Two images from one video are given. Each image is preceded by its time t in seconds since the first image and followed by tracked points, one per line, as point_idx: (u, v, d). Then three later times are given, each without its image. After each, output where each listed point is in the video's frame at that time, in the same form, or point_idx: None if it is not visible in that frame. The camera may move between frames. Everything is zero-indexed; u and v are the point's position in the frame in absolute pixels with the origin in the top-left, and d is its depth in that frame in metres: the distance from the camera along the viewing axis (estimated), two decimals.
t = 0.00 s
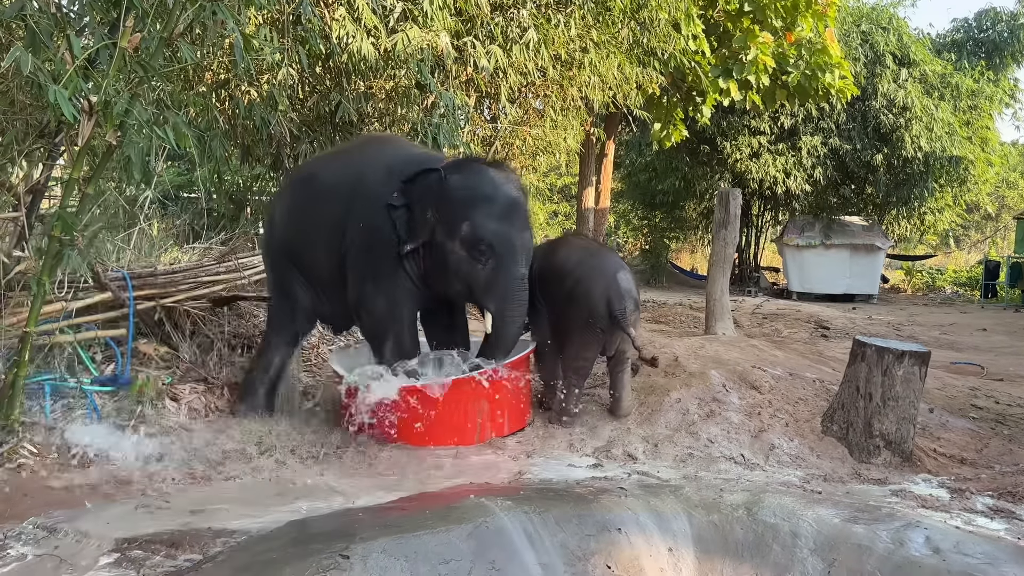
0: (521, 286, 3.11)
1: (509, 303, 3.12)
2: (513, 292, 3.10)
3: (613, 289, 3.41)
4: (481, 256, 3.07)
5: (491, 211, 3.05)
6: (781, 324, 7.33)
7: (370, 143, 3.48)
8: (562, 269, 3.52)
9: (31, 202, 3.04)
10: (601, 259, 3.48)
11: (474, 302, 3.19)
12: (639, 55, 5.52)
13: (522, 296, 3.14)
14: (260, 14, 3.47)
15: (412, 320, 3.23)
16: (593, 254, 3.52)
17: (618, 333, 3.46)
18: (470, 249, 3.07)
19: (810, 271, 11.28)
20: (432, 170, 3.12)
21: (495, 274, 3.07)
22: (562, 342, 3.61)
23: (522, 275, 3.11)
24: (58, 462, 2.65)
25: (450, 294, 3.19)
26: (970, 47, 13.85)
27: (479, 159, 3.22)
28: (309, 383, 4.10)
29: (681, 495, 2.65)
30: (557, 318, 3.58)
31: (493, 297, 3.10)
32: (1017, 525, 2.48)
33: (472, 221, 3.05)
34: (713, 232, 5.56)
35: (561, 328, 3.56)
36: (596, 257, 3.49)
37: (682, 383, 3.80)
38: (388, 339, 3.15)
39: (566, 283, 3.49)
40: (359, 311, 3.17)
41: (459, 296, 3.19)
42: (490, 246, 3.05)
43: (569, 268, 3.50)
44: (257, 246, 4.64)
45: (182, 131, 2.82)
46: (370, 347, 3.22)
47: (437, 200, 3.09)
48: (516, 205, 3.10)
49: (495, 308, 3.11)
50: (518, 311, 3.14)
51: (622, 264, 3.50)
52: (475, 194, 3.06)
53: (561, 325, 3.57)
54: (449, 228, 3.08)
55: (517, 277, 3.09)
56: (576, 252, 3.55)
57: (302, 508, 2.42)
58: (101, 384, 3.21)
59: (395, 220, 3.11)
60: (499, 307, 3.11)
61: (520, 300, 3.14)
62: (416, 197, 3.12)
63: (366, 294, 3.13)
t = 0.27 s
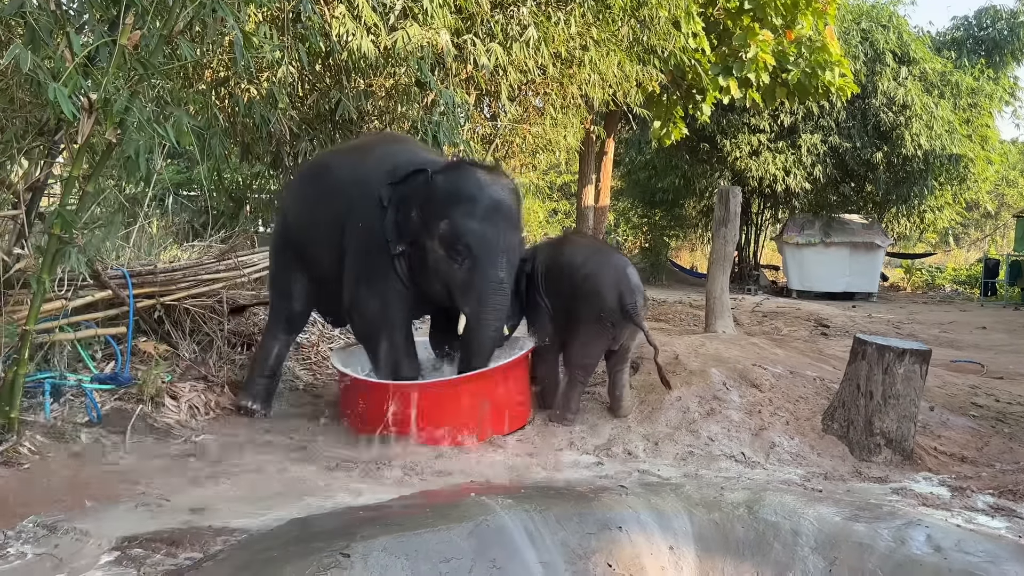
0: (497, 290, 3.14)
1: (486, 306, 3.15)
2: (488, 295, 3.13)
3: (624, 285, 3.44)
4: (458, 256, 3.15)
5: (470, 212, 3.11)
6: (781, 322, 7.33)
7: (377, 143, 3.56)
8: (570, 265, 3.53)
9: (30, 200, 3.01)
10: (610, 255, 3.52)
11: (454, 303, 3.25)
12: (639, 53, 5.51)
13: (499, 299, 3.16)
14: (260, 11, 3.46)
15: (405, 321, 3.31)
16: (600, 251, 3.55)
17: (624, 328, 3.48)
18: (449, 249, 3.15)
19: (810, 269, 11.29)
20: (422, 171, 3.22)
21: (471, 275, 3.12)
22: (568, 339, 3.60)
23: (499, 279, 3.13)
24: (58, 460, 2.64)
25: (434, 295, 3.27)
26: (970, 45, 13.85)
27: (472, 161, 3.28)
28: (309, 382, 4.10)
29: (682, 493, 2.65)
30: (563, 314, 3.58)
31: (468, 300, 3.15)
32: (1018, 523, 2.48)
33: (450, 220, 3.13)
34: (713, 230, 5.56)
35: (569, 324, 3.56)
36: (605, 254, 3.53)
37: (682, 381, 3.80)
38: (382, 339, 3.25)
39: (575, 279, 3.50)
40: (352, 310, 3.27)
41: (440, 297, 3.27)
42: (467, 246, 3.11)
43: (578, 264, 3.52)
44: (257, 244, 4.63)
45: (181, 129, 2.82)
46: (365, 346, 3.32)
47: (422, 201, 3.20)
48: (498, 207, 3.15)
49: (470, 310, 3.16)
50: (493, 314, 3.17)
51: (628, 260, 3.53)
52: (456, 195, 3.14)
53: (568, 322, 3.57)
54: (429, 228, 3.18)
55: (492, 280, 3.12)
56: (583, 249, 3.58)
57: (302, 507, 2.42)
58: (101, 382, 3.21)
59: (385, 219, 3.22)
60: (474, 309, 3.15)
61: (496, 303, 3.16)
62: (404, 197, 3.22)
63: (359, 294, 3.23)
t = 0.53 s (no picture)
0: (502, 308, 3.15)
1: (490, 323, 3.17)
2: (493, 313, 3.15)
3: (629, 284, 3.56)
4: (465, 274, 3.14)
5: (478, 230, 3.10)
6: (779, 320, 7.33)
7: (370, 145, 3.60)
8: (574, 263, 3.62)
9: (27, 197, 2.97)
10: (613, 254, 3.63)
11: (456, 318, 3.26)
12: (638, 50, 5.51)
13: (503, 316, 3.18)
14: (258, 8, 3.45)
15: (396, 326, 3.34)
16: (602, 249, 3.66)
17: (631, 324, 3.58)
18: (455, 266, 3.14)
19: (809, 267, 11.29)
20: (425, 188, 3.18)
21: (479, 293, 3.13)
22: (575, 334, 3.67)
23: (503, 297, 3.15)
24: (55, 457, 2.64)
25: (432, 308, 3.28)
26: (969, 43, 13.85)
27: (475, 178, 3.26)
28: (308, 380, 4.10)
29: (679, 491, 2.66)
30: (569, 311, 3.65)
31: (474, 318, 3.16)
32: (1015, 521, 2.48)
33: (459, 239, 3.11)
34: (711, 229, 5.56)
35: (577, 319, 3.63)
36: (609, 253, 3.64)
37: (680, 379, 3.80)
38: (372, 343, 3.28)
39: (582, 276, 3.57)
40: (342, 314, 3.32)
41: (443, 311, 3.28)
42: (476, 265, 3.10)
43: (583, 262, 3.60)
44: (255, 241, 4.62)
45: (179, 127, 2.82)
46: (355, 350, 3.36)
47: (427, 216, 3.17)
48: (505, 226, 3.14)
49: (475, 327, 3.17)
50: (498, 330, 3.19)
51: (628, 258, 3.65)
52: (463, 213, 3.12)
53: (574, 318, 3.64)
54: (436, 245, 3.16)
55: (498, 298, 3.14)
56: (586, 247, 3.68)
57: (299, 504, 2.42)
58: (99, 380, 3.24)
59: (386, 231, 3.17)
60: (477, 326, 3.18)
61: (501, 321, 3.18)
62: (407, 210, 3.18)
63: (352, 300, 3.27)
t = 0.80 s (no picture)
0: (502, 325, 3.17)
1: (490, 341, 3.17)
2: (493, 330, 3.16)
3: (630, 283, 3.50)
4: (463, 292, 3.16)
5: (477, 250, 3.15)
6: (776, 318, 7.34)
7: (362, 151, 3.60)
8: (574, 262, 3.56)
9: (22, 192, 2.99)
10: (610, 253, 3.59)
11: (453, 335, 3.26)
12: (636, 48, 5.51)
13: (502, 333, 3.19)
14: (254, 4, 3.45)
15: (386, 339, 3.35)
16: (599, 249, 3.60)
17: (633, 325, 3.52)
18: (453, 286, 3.17)
19: (806, 266, 11.29)
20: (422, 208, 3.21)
21: (478, 311, 3.14)
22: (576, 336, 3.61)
23: (501, 314, 3.16)
24: (50, 454, 2.64)
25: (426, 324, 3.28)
26: (967, 42, 13.85)
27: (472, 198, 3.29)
28: (303, 377, 4.10)
29: (675, 488, 2.66)
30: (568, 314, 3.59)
31: (474, 334, 3.17)
32: (1010, 519, 2.49)
33: (458, 259, 3.14)
34: (709, 226, 5.55)
35: (581, 320, 3.53)
36: (608, 252, 3.59)
37: (677, 376, 3.80)
38: (360, 355, 3.29)
39: (580, 279, 3.51)
40: (330, 321, 3.32)
41: (440, 330, 3.28)
42: (475, 284, 3.14)
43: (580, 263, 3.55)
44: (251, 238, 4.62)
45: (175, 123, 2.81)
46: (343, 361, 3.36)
47: (423, 237, 3.21)
48: (500, 246, 3.20)
49: (476, 344, 3.18)
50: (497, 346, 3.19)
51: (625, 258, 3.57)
52: (461, 233, 3.16)
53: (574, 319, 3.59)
54: (433, 264, 3.19)
55: (497, 315, 3.15)
56: (581, 247, 3.61)
57: (294, 501, 2.42)
58: (95, 375, 3.24)
59: (381, 252, 3.25)
60: (477, 344, 3.17)
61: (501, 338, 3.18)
62: (404, 230, 3.23)
63: (343, 313, 3.27)
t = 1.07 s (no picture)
0: (497, 321, 3.18)
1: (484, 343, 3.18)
2: (488, 328, 3.16)
3: (623, 280, 3.51)
4: (456, 295, 3.15)
5: (465, 251, 3.14)
6: (772, 315, 7.35)
7: (355, 151, 3.59)
8: (566, 258, 3.54)
9: (17, 186, 3.05)
10: (602, 248, 3.56)
11: (449, 336, 3.25)
12: (633, 44, 5.51)
13: (497, 331, 3.19)
14: None
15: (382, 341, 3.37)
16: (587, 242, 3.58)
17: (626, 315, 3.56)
18: (445, 288, 3.16)
19: (802, 263, 11.31)
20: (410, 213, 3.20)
21: (473, 310, 3.14)
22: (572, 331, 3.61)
23: (496, 311, 3.18)
24: (44, 448, 2.64)
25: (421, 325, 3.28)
26: (963, 40, 13.87)
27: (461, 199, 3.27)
28: (299, 372, 4.11)
29: (669, 484, 2.67)
30: (563, 309, 3.59)
31: (471, 334, 3.16)
32: (1003, 516, 2.50)
33: (447, 261, 3.13)
34: (705, 223, 5.56)
35: (576, 315, 3.53)
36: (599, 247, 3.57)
37: (672, 373, 3.81)
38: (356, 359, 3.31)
39: (572, 275, 3.50)
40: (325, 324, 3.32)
41: (435, 332, 3.27)
42: (467, 285, 3.13)
43: (570, 258, 3.53)
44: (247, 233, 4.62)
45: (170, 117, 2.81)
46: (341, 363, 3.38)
47: (411, 241, 3.20)
48: (488, 245, 3.19)
49: (472, 343, 3.17)
50: (494, 343, 3.19)
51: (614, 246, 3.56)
52: (449, 235, 3.15)
53: (569, 315, 3.58)
54: (423, 267, 3.18)
55: (492, 313, 3.16)
56: (570, 242, 3.59)
57: (289, 496, 2.42)
58: (90, 371, 3.21)
59: (371, 258, 3.26)
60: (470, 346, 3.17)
61: (496, 335, 3.19)
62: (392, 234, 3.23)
63: (338, 317, 3.29)
